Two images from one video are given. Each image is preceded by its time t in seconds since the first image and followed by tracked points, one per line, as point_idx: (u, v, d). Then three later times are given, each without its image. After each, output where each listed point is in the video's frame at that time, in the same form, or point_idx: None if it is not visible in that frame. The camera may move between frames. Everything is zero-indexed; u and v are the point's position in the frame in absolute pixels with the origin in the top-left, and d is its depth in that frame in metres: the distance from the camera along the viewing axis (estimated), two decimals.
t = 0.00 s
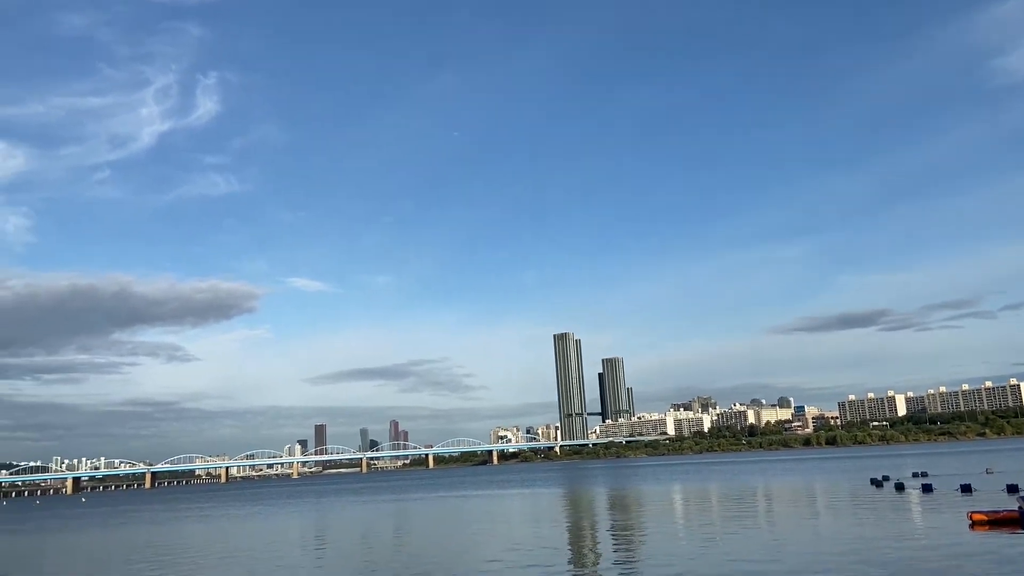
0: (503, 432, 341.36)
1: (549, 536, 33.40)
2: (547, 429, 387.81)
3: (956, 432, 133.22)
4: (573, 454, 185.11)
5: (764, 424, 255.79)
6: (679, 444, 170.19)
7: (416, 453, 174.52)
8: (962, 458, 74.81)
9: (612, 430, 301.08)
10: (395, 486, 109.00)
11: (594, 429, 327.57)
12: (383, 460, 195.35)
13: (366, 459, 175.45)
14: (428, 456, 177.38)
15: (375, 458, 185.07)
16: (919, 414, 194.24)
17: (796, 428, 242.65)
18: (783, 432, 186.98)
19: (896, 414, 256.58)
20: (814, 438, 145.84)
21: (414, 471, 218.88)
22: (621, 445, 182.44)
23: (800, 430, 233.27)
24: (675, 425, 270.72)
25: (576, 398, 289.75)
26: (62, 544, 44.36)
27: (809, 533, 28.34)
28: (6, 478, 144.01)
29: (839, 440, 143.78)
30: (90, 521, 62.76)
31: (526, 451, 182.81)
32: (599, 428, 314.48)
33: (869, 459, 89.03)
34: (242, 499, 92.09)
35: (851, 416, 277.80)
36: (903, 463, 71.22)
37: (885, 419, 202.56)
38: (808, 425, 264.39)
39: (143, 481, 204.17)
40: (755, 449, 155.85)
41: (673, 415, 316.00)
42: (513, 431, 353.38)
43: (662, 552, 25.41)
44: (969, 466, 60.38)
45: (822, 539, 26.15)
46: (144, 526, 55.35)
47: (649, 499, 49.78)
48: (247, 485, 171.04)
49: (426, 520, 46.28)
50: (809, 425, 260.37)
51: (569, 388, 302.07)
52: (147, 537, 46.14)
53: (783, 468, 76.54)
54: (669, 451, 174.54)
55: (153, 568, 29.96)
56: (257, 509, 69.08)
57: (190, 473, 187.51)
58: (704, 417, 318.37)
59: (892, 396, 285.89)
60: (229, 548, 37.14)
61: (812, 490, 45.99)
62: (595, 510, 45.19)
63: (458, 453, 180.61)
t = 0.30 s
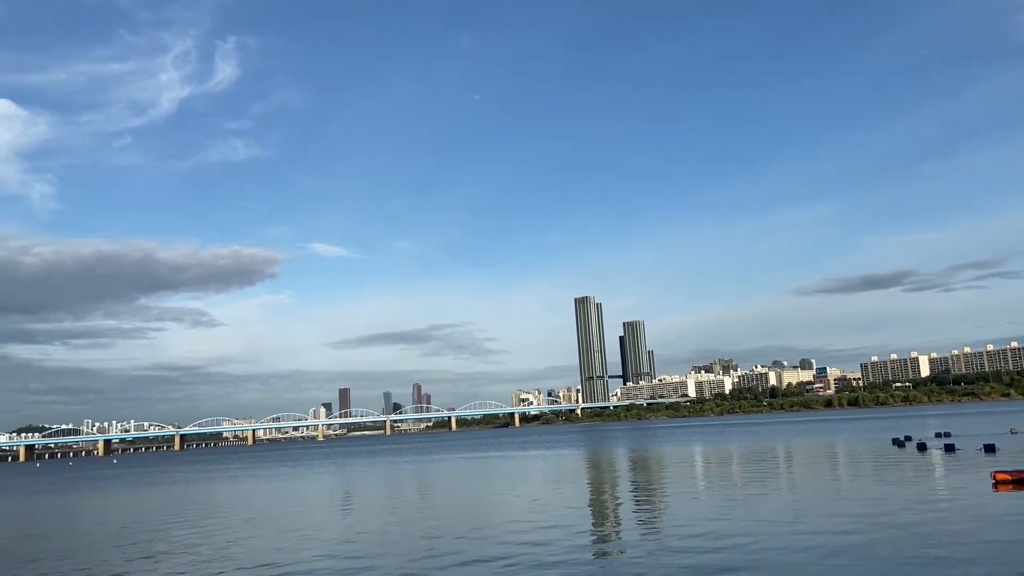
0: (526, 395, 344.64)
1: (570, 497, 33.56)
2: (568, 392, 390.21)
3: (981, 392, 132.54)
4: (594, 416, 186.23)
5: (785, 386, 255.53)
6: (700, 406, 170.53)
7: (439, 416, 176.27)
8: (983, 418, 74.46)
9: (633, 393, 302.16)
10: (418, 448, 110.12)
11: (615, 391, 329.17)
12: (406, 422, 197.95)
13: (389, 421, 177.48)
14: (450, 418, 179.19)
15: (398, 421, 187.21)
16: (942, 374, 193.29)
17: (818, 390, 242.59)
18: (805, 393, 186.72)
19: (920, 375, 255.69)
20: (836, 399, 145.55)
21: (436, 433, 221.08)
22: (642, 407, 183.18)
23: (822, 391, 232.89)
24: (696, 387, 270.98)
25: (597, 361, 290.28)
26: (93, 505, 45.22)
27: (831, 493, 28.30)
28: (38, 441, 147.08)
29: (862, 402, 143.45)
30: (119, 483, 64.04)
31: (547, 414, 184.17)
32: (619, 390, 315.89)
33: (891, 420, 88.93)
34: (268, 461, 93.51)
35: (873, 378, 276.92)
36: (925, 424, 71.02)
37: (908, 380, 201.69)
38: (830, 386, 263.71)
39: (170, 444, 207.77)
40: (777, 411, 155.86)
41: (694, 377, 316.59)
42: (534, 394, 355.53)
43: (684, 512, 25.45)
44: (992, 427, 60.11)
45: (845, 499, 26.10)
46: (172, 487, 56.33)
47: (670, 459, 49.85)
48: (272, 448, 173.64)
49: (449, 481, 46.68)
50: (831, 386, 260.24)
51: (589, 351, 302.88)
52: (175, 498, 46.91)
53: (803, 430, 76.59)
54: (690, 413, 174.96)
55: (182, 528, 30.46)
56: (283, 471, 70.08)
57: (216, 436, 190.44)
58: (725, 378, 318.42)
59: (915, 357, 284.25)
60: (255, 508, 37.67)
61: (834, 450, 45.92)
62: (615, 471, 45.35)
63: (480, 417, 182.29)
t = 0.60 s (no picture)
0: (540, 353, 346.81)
1: (584, 453, 33.90)
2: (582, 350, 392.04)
3: (997, 349, 132.00)
4: (608, 374, 187.23)
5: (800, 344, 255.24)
6: (714, 364, 170.90)
7: (453, 374, 177.72)
8: (999, 374, 74.26)
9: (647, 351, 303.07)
10: (433, 406, 111.19)
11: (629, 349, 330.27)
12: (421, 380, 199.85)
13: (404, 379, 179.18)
14: (465, 377, 180.57)
15: (413, 380, 188.91)
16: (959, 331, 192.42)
17: (832, 347, 242.30)
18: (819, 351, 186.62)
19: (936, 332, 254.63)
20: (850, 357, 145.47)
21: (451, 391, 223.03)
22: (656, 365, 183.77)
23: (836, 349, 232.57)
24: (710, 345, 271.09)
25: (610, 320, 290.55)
26: (116, 461, 46.10)
27: (845, 450, 28.50)
28: (59, 399, 149.47)
29: (877, 359, 143.29)
30: (140, 439, 65.22)
31: (561, 372, 185.19)
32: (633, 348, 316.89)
33: (906, 376, 88.87)
34: (286, 418, 94.78)
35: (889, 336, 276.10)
36: (940, 380, 70.96)
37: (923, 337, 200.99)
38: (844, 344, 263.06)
39: (189, 402, 210.48)
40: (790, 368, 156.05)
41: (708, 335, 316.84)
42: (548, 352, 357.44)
43: (697, 469, 25.67)
44: (1008, 383, 60.01)
45: (859, 457, 26.23)
46: (192, 444, 57.28)
47: (684, 417, 50.11)
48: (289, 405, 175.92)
49: (464, 438, 47.24)
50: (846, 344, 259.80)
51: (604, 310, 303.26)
52: (195, 454, 47.79)
53: (818, 386, 76.74)
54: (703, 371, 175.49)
55: (202, 484, 31.01)
56: (300, 428, 71.03)
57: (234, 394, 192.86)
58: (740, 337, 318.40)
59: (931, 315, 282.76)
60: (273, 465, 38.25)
61: (847, 407, 46.08)
62: (629, 428, 45.72)
63: (494, 375, 183.62)
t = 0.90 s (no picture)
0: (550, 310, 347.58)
1: (593, 409, 34.15)
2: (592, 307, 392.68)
3: (1009, 304, 131.54)
4: (618, 331, 187.85)
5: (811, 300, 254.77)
6: (724, 320, 171.09)
7: (464, 331, 178.61)
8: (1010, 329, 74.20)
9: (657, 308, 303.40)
10: (443, 361, 112.08)
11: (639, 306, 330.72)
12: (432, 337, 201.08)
13: (415, 336, 180.22)
14: (476, 333, 181.54)
15: (424, 336, 189.97)
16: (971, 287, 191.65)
17: (843, 303, 241.85)
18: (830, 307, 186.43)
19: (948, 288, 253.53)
20: (860, 313, 145.36)
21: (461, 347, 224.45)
22: (665, 322, 184.14)
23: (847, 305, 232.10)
24: (720, 302, 271.09)
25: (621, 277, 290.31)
26: (131, 414, 46.75)
27: (854, 405, 28.60)
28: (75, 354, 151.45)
29: (888, 315, 143.09)
30: (155, 394, 66.13)
31: (571, 328, 185.79)
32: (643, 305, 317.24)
33: (917, 331, 88.84)
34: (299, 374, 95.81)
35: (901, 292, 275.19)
36: (950, 336, 70.92)
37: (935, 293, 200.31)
38: (854, 300, 262.67)
39: (202, 357, 212.81)
40: (800, 324, 156.06)
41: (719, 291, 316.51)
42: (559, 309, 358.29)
43: (706, 424, 25.82)
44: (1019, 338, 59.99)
45: (869, 412, 26.33)
46: (206, 398, 58.05)
47: (693, 372, 50.30)
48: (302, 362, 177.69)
49: (474, 394, 47.65)
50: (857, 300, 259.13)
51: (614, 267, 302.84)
52: (209, 409, 48.39)
53: (828, 341, 76.89)
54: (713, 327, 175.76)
55: (215, 438, 31.44)
56: (312, 383, 71.76)
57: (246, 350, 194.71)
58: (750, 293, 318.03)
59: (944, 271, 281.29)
60: (287, 419, 38.79)
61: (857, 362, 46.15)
62: (638, 383, 46.06)
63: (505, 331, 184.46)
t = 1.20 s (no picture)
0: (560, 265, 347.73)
1: (601, 363, 34.31)
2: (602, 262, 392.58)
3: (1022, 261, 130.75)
4: (628, 286, 187.92)
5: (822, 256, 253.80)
6: (734, 276, 170.82)
7: (473, 286, 179.00)
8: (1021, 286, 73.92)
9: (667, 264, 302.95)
10: (453, 316, 112.49)
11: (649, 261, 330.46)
12: (442, 292, 201.88)
13: (425, 291, 181.06)
14: (486, 288, 182.06)
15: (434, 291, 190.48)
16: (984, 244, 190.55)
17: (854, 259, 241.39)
18: (841, 263, 185.64)
19: (961, 243, 251.82)
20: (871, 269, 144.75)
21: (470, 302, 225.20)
22: (675, 277, 184.04)
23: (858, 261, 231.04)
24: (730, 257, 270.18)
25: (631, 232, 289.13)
26: (144, 367, 47.24)
27: (863, 361, 28.61)
28: (88, 306, 152.79)
29: (899, 271, 142.53)
30: (168, 346, 66.82)
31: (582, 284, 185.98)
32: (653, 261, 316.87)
33: (928, 288, 88.72)
34: (310, 327, 96.54)
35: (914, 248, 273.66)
36: (963, 292, 70.64)
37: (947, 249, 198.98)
38: (866, 256, 261.22)
39: (214, 310, 214.34)
40: (811, 280, 155.59)
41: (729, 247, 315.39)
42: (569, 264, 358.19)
43: (715, 379, 25.90)
44: None
45: (879, 368, 26.34)
46: (218, 351, 58.62)
47: (702, 328, 50.34)
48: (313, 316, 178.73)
49: (483, 348, 47.89)
50: (869, 256, 258.20)
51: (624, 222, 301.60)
52: (221, 362, 48.87)
53: (838, 297, 76.74)
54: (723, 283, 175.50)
55: (228, 390, 31.81)
56: (323, 337, 72.27)
57: (258, 304, 195.93)
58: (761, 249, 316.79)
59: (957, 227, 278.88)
60: (298, 372, 39.20)
61: (867, 318, 46.08)
62: (647, 338, 46.29)
63: (514, 286, 184.88)
